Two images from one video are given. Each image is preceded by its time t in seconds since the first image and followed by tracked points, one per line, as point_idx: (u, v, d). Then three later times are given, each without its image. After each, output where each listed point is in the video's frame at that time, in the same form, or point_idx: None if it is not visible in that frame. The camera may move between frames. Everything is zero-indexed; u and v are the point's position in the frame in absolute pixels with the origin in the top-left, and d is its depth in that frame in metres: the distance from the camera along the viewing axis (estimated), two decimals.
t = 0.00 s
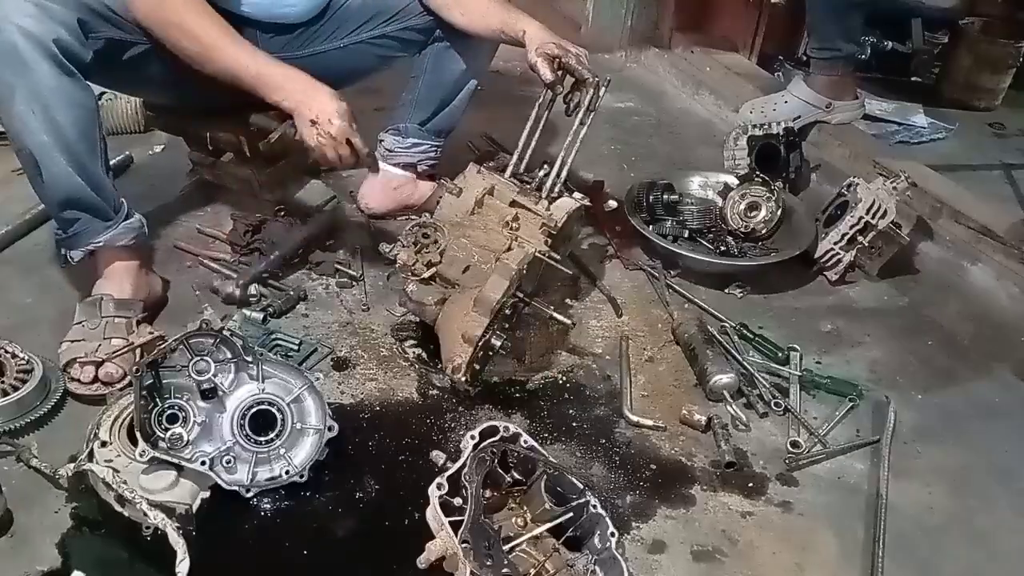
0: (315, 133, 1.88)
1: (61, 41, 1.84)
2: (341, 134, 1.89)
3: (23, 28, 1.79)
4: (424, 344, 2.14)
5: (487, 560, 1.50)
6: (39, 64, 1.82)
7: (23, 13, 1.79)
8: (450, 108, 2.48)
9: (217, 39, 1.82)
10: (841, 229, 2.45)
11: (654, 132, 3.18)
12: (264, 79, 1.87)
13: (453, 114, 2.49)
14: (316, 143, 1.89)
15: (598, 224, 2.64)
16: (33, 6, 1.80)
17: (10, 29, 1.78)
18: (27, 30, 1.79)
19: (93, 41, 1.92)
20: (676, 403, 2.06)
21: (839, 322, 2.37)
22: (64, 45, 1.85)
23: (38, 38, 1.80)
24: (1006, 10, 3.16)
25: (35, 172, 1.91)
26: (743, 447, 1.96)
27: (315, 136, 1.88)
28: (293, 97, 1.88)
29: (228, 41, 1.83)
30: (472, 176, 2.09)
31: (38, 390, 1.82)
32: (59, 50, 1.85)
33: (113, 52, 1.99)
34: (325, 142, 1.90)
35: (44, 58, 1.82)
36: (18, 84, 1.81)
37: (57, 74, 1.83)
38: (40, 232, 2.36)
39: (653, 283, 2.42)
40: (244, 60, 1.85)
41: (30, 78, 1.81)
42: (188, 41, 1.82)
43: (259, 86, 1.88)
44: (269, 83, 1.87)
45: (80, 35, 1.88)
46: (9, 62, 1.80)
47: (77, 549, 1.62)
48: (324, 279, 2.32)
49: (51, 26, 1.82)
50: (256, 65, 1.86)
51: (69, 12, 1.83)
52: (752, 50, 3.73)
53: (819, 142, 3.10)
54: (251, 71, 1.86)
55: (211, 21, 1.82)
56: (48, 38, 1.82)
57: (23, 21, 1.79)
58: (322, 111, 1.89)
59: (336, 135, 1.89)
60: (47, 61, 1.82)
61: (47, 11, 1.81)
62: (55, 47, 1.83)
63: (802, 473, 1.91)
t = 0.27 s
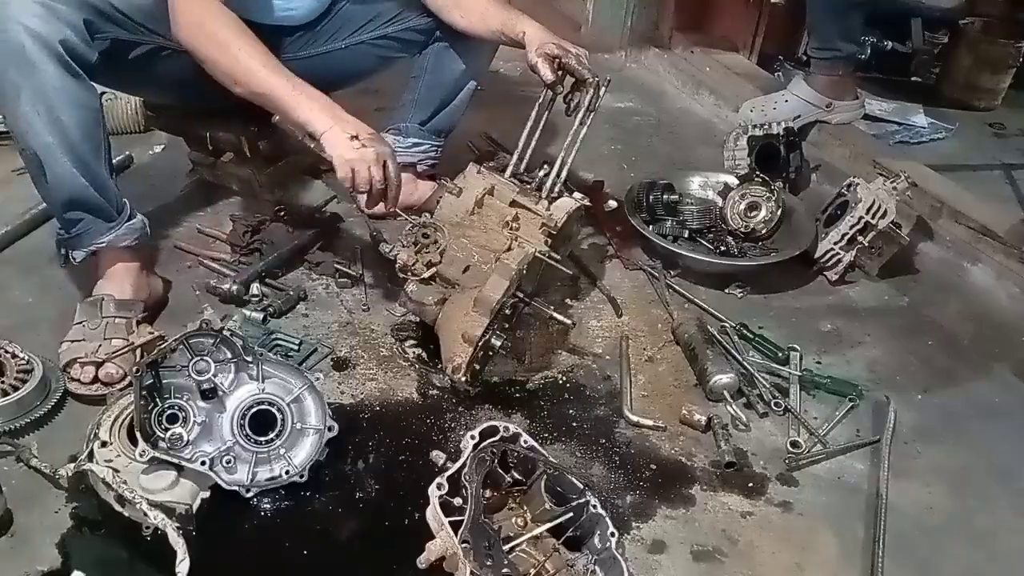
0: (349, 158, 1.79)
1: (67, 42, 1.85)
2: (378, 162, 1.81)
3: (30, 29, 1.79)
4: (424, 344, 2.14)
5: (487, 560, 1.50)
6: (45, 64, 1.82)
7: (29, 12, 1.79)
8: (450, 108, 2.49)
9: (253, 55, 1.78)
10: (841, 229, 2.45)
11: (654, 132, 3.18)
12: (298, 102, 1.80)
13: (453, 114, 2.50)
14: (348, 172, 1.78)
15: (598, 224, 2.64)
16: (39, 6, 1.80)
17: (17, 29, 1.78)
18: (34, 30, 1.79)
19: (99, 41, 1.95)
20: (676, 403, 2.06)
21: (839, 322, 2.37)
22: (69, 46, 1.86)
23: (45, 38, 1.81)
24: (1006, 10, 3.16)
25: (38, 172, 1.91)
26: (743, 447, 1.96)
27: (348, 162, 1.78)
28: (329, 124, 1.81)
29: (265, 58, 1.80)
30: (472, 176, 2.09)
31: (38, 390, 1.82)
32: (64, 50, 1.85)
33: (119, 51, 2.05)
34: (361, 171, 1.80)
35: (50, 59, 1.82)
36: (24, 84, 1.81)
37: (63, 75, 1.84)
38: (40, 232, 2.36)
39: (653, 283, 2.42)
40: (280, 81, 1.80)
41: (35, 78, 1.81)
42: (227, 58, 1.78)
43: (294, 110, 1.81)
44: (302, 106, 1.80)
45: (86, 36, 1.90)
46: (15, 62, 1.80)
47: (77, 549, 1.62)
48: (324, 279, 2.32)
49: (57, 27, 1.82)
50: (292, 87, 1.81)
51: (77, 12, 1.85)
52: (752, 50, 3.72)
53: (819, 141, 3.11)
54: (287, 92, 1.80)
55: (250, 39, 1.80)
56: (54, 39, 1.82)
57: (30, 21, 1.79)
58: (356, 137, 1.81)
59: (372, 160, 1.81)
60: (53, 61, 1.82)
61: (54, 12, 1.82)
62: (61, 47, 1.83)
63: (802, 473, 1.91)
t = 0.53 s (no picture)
0: (362, 147, 1.77)
1: (70, 42, 1.85)
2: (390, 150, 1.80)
3: (34, 29, 1.79)
4: (424, 344, 2.14)
5: (487, 560, 1.50)
6: (49, 64, 1.82)
7: (34, 13, 1.79)
8: (450, 107, 2.49)
9: (263, 56, 1.78)
10: (841, 229, 2.45)
11: (654, 132, 3.18)
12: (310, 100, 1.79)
13: (452, 114, 2.51)
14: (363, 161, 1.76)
15: (598, 224, 2.64)
16: (44, 7, 1.80)
17: (21, 29, 1.78)
18: (38, 30, 1.79)
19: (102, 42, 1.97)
20: (676, 403, 2.06)
21: (839, 322, 2.37)
22: (73, 47, 1.87)
23: (49, 38, 1.81)
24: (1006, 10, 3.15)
25: (40, 172, 1.91)
26: (743, 447, 1.96)
27: (362, 154, 1.77)
28: (341, 119, 1.80)
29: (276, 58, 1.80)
30: (472, 175, 2.09)
31: (38, 390, 1.82)
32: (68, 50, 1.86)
33: (122, 53, 2.06)
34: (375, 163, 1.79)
35: (54, 59, 1.82)
36: (27, 84, 1.81)
37: (67, 75, 1.84)
38: (40, 232, 2.36)
39: (653, 283, 2.42)
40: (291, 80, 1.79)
41: (38, 79, 1.81)
42: (239, 63, 1.77)
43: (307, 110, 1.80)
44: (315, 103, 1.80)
45: (89, 37, 1.91)
46: (19, 62, 1.80)
47: (77, 549, 1.63)
48: (324, 279, 2.32)
49: (61, 27, 1.83)
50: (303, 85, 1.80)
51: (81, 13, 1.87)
52: (752, 51, 3.70)
53: (819, 141, 3.11)
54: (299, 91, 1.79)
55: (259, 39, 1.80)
56: (58, 39, 1.83)
57: (34, 21, 1.79)
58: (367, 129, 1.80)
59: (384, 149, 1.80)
60: (57, 62, 1.83)
61: (58, 12, 1.83)
62: (65, 48, 1.84)
63: (802, 473, 1.91)
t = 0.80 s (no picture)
0: (349, 151, 1.77)
1: (71, 42, 1.86)
2: (377, 153, 1.80)
3: (35, 29, 1.79)
4: (424, 344, 2.14)
5: (487, 560, 1.50)
6: (50, 64, 1.82)
7: (34, 12, 1.79)
8: (450, 107, 2.48)
9: (255, 60, 1.78)
10: (841, 229, 2.44)
11: (654, 132, 3.18)
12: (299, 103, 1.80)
13: (453, 114, 2.50)
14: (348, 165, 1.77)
15: (598, 224, 2.64)
16: (44, 6, 1.80)
17: (21, 29, 1.78)
18: (39, 30, 1.80)
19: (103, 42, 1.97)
20: (676, 403, 2.06)
21: (839, 322, 2.37)
22: (74, 47, 1.87)
23: (50, 38, 1.81)
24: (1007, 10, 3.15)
25: (40, 172, 1.90)
26: (743, 447, 1.96)
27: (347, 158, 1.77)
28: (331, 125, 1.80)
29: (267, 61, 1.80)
30: (472, 175, 2.09)
31: (38, 390, 1.82)
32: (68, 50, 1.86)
33: (123, 52, 2.05)
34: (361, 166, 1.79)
35: (55, 59, 1.82)
36: (28, 84, 1.81)
37: (67, 75, 1.84)
38: (40, 232, 2.36)
39: (653, 283, 2.42)
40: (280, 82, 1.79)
41: (39, 79, 1.82)
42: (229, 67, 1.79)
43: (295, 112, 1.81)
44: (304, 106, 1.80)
45: (90, 37, 1.91)
46: (20, 62, 1.80)
47: (77, 549, 1.63)
48: (324, 279, 2.32)
49: (62, 27, 1.83)
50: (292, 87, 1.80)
51: (82, 13, 1.87)
52: (752, 51, 3.71)
53: (819, 141, 3.11)
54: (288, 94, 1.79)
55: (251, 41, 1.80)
56: (59, 39, 1.83)
57: (35, 21, 1.79)
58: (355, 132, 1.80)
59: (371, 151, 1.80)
60: (57, 62, 1.83)
61: (59, 12, 1.83)
62: (66, 48, 1.84)
63: (802, 473, 1.91)
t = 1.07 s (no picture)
0: (351, 178, 1.78)
1: (72, 42, 1.86)
2: (381, 182, 1.79)
3: (36, 29, 1.80)
4: (424, 344, 2.14)
5: (487, 560, 1.50)
6: (51, 64, 1.82)
7: (35, 12, 1.80)
8: (450, 108, 2.48)
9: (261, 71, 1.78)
10: (841, 229, 2.45)
11: (654, 132, 3.18)
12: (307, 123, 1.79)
13: (453, 114, 2.50)
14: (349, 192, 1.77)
15: (598, 224, 2.64)
16: (45, 7, 1.81)
17: (23, 29, 1.79)
18: (40, 30, 1.80)
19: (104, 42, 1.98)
20: (676, 403, 2.06)
21: (839, 322, 2.37)
22: (75, 47, 1.87)
23: (51, 38, 1.81)
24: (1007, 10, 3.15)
25: (41, 172, 1.90)
26: (743, 447, 1.96)
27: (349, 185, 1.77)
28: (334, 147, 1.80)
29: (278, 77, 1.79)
30: (472, 175, 2.09)
31: (38, 390, 1.82)
32: (70, 51, 1.86)
33: (124, 52, 2.06)
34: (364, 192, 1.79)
35: (56, 59, 1.82)
36: (29, 84, 1.82)
37: (69, 75, 1.84)
38: (40, 232, 2.36)
39: (653, 283, 2.42)
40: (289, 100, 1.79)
41: (40, 78, 1.82)
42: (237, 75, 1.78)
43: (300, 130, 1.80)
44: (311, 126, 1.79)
45: (91, 38, 1.91)
46: (21, 62, 1.80)
47: (77, 549, 1.63)
48: (324, 279, 2.32)
49: (63, 27, 1.83)
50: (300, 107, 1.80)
51: (83, 13, 1.87)
52: (752, 51, 3.71)
53: (819, 142, 3.11)
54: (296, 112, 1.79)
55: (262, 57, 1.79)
56: (60, 39, 1.83)
57: (35, 21, 1.79)
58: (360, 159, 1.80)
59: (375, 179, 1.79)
60: (59, 62, 1.83)
61: (60, 12, 1.83)
62: (67, 48, 1.84)
63: (802, 473, 1.91)
